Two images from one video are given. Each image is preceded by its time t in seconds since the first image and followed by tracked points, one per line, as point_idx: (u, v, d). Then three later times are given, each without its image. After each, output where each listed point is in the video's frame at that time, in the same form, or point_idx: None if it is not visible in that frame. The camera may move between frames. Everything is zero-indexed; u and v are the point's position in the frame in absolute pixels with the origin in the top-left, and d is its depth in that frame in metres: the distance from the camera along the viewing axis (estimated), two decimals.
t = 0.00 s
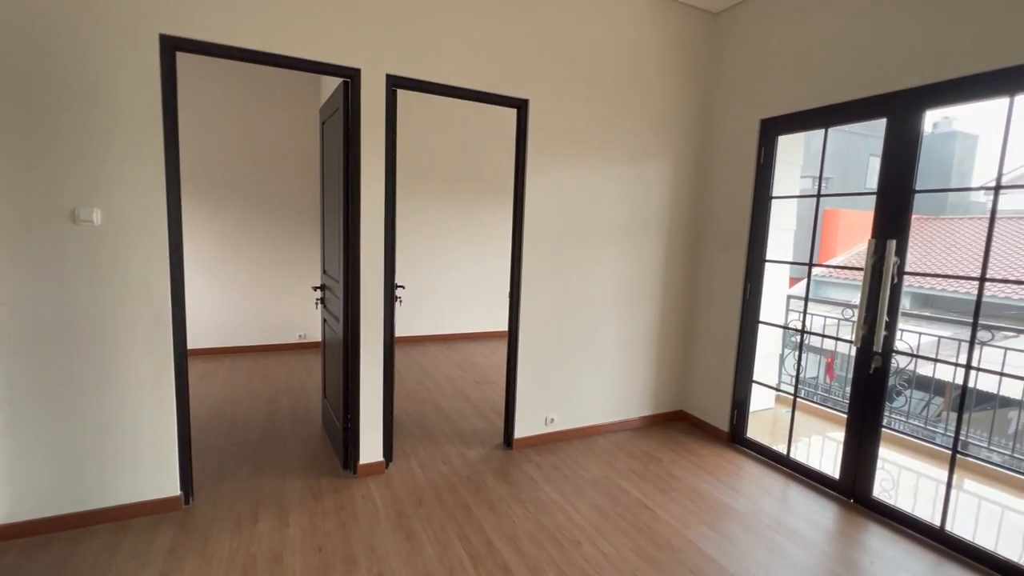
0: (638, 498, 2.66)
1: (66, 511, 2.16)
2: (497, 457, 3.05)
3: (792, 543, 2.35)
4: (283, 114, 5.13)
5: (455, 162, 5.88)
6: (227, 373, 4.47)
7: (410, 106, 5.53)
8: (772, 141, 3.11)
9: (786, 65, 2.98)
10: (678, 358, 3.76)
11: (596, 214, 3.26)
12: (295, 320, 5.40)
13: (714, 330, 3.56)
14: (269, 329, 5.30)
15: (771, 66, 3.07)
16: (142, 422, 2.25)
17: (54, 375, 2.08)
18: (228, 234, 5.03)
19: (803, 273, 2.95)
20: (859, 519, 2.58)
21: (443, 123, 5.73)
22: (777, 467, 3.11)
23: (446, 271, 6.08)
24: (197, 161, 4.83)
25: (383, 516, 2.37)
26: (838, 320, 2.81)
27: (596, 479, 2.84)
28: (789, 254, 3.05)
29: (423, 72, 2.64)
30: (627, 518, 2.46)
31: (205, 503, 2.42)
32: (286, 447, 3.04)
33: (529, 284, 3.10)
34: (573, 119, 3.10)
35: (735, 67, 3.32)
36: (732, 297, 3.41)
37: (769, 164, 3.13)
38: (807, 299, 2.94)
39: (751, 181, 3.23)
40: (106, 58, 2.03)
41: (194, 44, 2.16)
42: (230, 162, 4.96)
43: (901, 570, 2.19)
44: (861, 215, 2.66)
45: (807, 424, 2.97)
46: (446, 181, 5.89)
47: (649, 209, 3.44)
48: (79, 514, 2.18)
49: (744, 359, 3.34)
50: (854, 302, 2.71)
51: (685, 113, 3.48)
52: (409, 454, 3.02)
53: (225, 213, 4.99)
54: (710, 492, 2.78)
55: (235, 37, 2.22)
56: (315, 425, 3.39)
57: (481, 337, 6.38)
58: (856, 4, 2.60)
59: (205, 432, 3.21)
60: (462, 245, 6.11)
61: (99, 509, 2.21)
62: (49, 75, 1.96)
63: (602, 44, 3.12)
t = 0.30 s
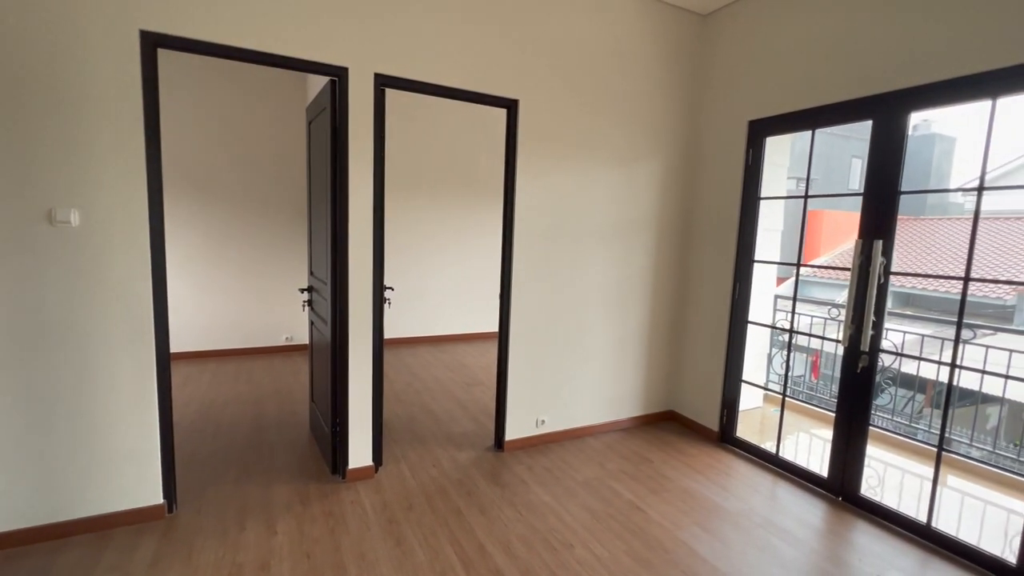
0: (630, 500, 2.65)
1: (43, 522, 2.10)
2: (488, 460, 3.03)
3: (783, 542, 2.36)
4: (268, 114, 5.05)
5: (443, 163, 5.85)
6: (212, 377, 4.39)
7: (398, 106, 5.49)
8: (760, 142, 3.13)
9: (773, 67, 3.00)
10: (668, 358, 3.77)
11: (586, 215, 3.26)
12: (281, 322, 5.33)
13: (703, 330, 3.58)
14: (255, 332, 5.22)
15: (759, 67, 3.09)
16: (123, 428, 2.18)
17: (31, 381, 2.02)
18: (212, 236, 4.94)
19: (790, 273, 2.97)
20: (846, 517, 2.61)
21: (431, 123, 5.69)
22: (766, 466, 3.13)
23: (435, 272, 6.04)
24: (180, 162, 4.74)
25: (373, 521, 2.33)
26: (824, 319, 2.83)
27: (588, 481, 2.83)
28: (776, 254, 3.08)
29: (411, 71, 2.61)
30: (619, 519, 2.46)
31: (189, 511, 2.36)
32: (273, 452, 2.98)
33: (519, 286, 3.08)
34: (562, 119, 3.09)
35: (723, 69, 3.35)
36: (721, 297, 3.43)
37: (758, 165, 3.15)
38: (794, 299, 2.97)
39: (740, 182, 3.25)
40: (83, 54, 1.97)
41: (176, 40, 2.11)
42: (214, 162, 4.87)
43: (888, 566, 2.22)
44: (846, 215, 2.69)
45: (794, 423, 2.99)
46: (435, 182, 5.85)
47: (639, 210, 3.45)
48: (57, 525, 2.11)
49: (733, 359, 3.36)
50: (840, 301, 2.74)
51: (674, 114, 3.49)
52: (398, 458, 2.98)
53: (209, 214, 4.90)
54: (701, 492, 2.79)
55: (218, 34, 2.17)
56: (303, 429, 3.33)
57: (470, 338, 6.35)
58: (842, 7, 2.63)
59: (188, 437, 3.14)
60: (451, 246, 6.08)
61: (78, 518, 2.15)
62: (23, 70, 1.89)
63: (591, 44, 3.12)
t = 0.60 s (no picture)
0: (623, 500, 2.65)
1: (19, 533, 2.03)
2: (479, 462, 3.01)
3: (773, 540, 2.38)
4: (254, 113, 4.97)
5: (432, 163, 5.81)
6: (196, 380, 4.30)
7: (386, 105, 5.44)
8: (748, 143, 3.15)
9: (761, 69, 3.03)
10: (658, 358, 3.79)
11: (576, 216, 3.25)
12: (268, 325, 5.25)
13: (693, 330, 3.59)
14: (240, 334, 5.13)
15: (747, 69, 3.11)
16: (104, 435, 2.12)
17: (7, 387, 1.95)
18: (196, 237, 4.84)
19: (777, 273, 3.00)
20: (835, 514, 2.63)
21: (420, 123, 5.65)
22: (756, 465, 3.15)
23: (424, 273, 6.00)
24: (162, 161, 4.64)
25: (363, 526, 2.30)
26: (811, 318, 2.86)
27: (579, 482, 2.82)
28: (763, 254, 3.11)
29: (400, 70, 2.58)
30: (611, 520, 2.45)
31: (173, 519, 2.30)
32: (259, 457, 2.93)
33: (510, 287, 3.06)
34: (552, 120, 3.08)
35: (712, 70, 3.36)
36: (710, 297, 3.44)
37: (746, 166, 3.18)
38: (781, 299, 3.00)
39: (728, 182, 3.27)
40: (60, 50, 1.91)
41: (157, 36, 2.05)
42: (198, 162, 4.78)
43: (877, 563, 2.24)
44: (832, 215, 2.72)
45: (782, 422, 3.02)
46: (423, 182, 5.80)
47: (629, 210, 3.45)
48: (34, 536, 2.05)
49: (722, 359, 3.38)
50: (827, 301, 2.77)
51: (663, 115, 3.50)
52: (388, 461, 2.95)
53: (193, 215, 4.81)
54: (692, 491, 2.79)
55: (201, 30, 2.12)
56: (290, 433, 3.28)
57: (460, 339, 6.32)
58: (828, 10, 2.66)
59: (171, 443, 3.07)
60: (440, 247, 6.04)
61: (57, 529, 2.08)
62: None
63: (580, 45, 3.12)
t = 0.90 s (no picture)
0: (616, 501, 2.65)
1: None
2: (471, 464, 2.99)
3: (765, 539, 2.39)
4: (241, 112, 4.90)
5: (422, 163, 5.77)
6: (182, 383, 4.23)
7: (376, 105, 5.39)
8: (738, 143, 3.17)
9: (751, 70, 3.05)
10: (650, 358, 3.79)
11: (568, 216, 3.25)
12: (255, 327, 5.17)
13: (684, 329, 3.60)
14: (227, 337, 5.05)
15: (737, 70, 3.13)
16: (86, 441, 2.07)
17: None
18: (181, 238, 4.76)
19: (766, 273, 3.03)
20: (825, 512, 2.66)
21: (410, 122, 5.61)
22: (747, 464, 3.17)
23: (414, 274, 5.96)
24: (146, 161, 4.56)
25: (354, 531, 2.27)
26: (800, 317, 2.88)
27: (572, 483, 2.81)
28: (752, 254, 3.13)
29: (390, 69, 2.56)
30: (604, 521, 2.45)
31: (159, 526, 2.25)
32: (247, 461, 2.88)
33: (502, 287, 3.05)
34: (544, 119, 3.08)
35: (703, 71, 3.38)
36: (701, 297, 3.46)
37: (736, 166, 3.20)
38: (771, 298, 3.02)
39: (719, 183, 3.29)
40: (39, 46, 1.85)
41: (141, 32, 2.01)
42: (183, 161, 4.70)
43: (867, 560, 2.26)
44: (820, 215, 2.75)
45: (772, 420, 3.04)
46: (414, 182, 5.77)
47: (620, 211, 3.46)
48: (13, 546, 1.99)
49: (713, 358, 3.39)
50: (815, 300, 2.79)
51: (654, 115, 3.51)
52: (379, 464, 2.91)
53: (178, 215, 4.72)
54: (684, 491, 2.80)
55: (187, 27, 2.08)
56: (279, 437, 3.23)
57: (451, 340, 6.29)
58: (817, 12, 2.69)
59: (157, 448, 3.00)
60: (430, 247, 6.01)
61: (37, 538, 2.02)
62: None
63: (571, 44, 3.11)
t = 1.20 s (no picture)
0: (608, 502, 2.65)
1: None
2: (463, 466, 2.97)
3: (756, 536, 2.41)
4: (226, 111, 4.82)
5: (412, 163, 5.73)
6: (166, 387, 4.14)
7: (364, 104, 5.33)
8: (727, 144, 3.20)
9: (740, 71, 3.07)
10: (641, 358, 3.81)
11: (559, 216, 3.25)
12: (241, 329, 5.09)
13: (675, 329, 3.62)
14: (213, 339, 4.97)
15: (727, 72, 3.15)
16: (67, 448, 2.01)
17: None
18: (165, 238, 4.66)
19: (754, 273, 3.06)
20: (814, 509, 2.68)
21: (399, 122, 5.56)
22: (737, 462, 3.19)
23: (404, 274, 5.91)
24: (128, 160, 4.46)
25: (345, 536, 2.23)
26: (787, 316, 2.92)
27: (565, 484, 2.81)
28: (741, 254, 3.17)
29: (379, 68, 2.52)
30: (597, 522, 2.45)
31: (143, 534, 2.20)
32: (234, 466, 2.83)
33: (493, 288, 3.03)
34: (534, 120, 3.07)
35: (692, 72, 3.40)
36: (691, 297, 3.48)
37: (725, 167, 3.22)
38: (758, 298, 3.05)
39: (708, 184, 3.31)
40: (15, 41, 1.79)
41: (122, 28, 1.95)
42: (167, 161, 4.61)
43: (856, 556, 2.28)
44: (803, 216, 2.81)
45: (761, 419, 3.07)
46: (403, 183, 5.72)
47: (611, 211, 3.46)
48: None
49: (703, 358, 3.41)
50: (803, 299, 2.83)
51: (644, 115, 3.52)
52: (369, 467, 2.88)
53: (161, 216, 4.63)
54: (676, 490, 2.81)
55: (170, 23, 2.03)
56: (266, 441, 3.18)
57: (441, 341, 6.26)
58: (805, 14, 2.71)
59: (141, 454, 2.94)
60: (420, 248, 5.96)
61: (16, 549, 1.96)
62: None
63: (562, 44, 3.11)
